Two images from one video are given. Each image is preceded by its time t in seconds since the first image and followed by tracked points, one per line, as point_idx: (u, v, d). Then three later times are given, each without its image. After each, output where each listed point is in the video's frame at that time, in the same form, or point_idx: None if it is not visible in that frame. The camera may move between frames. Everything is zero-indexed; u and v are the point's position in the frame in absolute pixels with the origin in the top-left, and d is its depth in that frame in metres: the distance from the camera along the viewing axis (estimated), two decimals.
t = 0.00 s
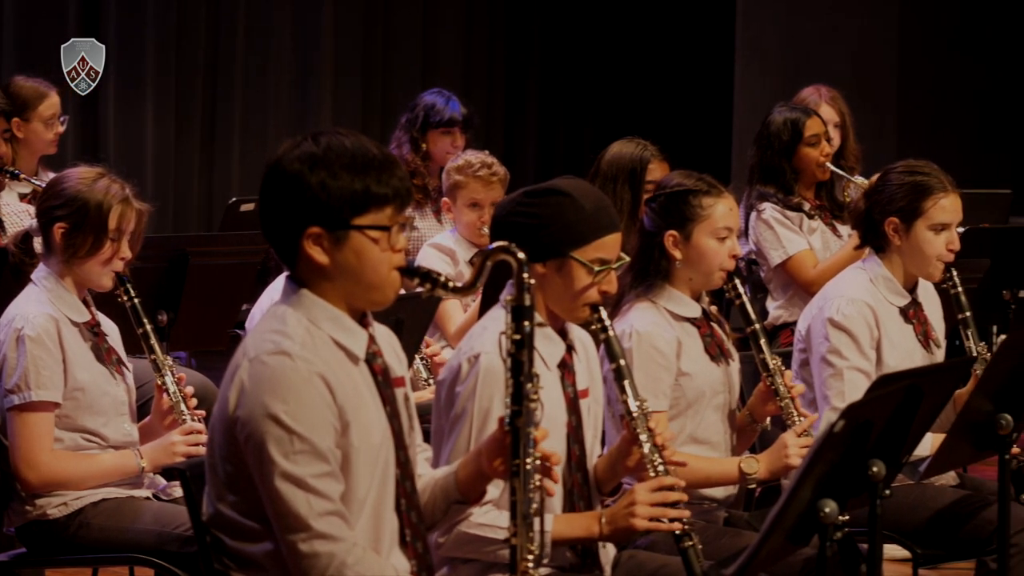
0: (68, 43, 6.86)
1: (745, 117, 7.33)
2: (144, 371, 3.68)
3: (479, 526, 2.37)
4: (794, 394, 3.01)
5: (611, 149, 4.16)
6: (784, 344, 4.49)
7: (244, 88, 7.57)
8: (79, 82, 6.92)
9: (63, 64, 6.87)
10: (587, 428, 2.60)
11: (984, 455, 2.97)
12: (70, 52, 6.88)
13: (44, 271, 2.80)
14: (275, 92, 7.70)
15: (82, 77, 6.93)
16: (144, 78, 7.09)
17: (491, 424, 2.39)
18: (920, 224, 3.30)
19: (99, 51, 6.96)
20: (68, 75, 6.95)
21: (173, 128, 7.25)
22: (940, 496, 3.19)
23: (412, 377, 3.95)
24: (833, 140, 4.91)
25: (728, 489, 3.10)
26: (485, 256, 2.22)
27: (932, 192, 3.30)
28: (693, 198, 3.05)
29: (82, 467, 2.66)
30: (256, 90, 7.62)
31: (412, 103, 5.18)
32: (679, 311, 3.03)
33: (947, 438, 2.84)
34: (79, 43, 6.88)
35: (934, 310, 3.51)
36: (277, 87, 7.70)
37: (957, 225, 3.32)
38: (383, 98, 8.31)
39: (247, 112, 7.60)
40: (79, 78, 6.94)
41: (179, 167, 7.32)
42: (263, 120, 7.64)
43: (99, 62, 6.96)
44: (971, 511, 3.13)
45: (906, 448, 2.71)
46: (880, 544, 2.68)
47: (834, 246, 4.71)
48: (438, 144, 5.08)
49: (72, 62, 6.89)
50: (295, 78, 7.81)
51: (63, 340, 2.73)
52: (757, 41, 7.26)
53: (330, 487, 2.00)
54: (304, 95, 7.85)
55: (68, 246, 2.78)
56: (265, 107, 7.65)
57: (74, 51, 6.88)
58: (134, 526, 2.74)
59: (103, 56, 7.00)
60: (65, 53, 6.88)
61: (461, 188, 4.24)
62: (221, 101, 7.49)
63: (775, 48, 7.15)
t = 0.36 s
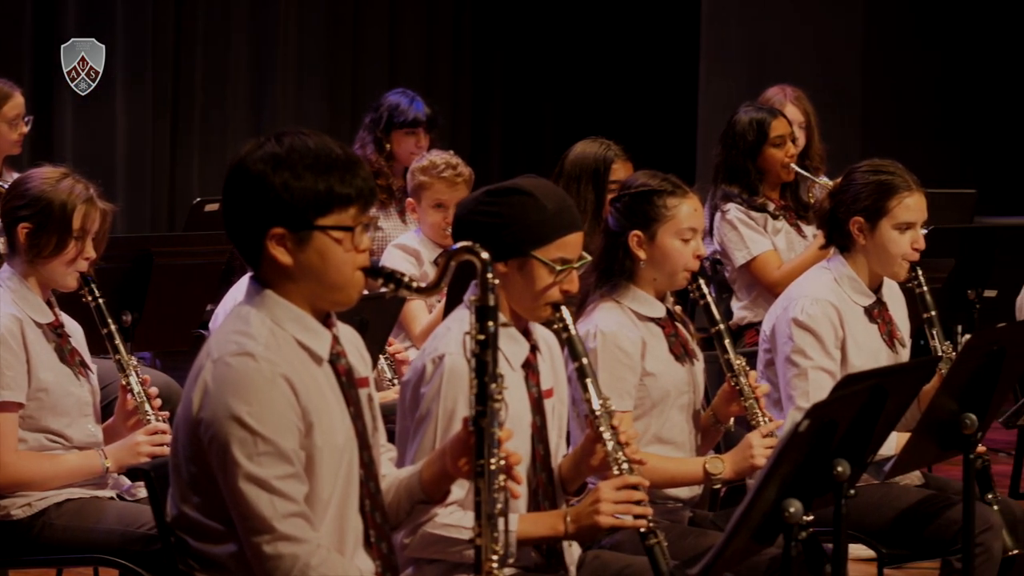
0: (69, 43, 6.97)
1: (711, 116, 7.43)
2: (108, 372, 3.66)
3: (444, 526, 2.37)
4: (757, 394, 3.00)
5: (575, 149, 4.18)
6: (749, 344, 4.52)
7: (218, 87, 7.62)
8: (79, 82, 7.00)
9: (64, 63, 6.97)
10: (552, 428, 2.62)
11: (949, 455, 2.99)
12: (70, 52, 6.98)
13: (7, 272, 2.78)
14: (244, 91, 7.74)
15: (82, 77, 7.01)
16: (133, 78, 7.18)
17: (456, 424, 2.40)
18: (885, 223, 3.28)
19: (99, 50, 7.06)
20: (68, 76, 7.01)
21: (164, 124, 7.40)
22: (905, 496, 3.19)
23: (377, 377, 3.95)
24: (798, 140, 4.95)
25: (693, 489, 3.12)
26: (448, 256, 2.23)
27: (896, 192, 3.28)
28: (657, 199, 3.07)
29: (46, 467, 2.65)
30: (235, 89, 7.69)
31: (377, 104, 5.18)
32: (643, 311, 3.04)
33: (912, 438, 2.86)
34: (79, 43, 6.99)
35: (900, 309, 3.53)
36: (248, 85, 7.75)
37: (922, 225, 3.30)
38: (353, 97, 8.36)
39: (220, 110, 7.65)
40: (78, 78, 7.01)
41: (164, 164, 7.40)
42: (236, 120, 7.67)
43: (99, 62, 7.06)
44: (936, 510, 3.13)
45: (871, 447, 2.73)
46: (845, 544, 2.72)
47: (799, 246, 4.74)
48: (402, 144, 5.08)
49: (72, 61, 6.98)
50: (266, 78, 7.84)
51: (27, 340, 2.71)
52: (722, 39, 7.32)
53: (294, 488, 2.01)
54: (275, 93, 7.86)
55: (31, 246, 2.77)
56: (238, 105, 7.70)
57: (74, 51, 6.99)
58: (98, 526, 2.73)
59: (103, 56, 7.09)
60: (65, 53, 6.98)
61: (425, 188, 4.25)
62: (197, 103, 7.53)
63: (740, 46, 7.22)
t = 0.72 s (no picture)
0: (69, 44, 7.23)
1: (676, 116, 7.56)
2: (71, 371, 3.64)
3: (409, 526, 2.38)
4: (723, 394, 3.02)
5: (538, 149, 4.19)
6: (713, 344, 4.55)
7: (199, 86, 7.72)
8: (79, 81, 7.24)
9: (64, 63, 7.23)
10: (516, 428, 2.63)
11: (913, 455, 3.03)
12: (71, 52, 7.24)
13: None
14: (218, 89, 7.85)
15: (82, 77, 7.27)
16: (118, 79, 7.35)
17: (420, 425, 2.41)
18: (850, 222, 3.30)
19: (100, 50, 7.31)
20: (68, 76, 7.28)
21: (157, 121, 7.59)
22: (869, 496, 3.22)
23: (341, 377, 3.95)
24: (762, 140, 4.98)
25: (657, 489, 3.14)
26: (412, 256, 2.24)
27: (862, 191, 3.30)
28: (621, 198, 3.09)
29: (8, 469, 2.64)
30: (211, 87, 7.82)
31: (342, 104, 5.18)
32: (608, 311, 3.06)
33: (875, 438, 2.89)
34: (79, 43, 7.24)
35: (865, 308, 3.55)
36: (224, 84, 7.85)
37: (887, 224, 3.33)
38: (323, 97, 8.44)
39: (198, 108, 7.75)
40: (79, 78, 7.27)
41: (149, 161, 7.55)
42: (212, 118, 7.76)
43: (98, 62, 7.30)
44: (900, 510, 3.16)
45: (835, 447, 2.75)
46: (810, 543, 2.76)
47: (762, 246, 4.77)
48: (367, 145, 5.07)
49: (72, 62, 7.24)
50: (240, 77, 7.93)
51: None
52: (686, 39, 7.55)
53: (257, 490, 2.01)
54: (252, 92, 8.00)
55: None
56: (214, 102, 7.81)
57: (74, 51, 7.24)
58: (63, 526, 2.73)
59: (103, 57, 7.34)
60: (65, 53, 7.24)
61: (389, 188, 4.25)
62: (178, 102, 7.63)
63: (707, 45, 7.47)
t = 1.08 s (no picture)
0: (70, 45, 7.60)
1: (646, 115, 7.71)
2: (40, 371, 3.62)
3: (379, 526, 2.39)
4: (693, 394, 3.03)
5: (507, 149, 4.19)
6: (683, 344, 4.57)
7: (191, 88, 7.92)
8: (79, 81, 7.64)
9: (65, 64, 7.63)
10: (486, 429, 2.64)
11: (883, 455, 3.06)
12: (71, 53, 7.61)
13: None
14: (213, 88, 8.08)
15: (82, 77, 7.64)
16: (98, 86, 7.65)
17: (391, 424, 2.42)
18: (820, 222, 3.31)
19: (100, 50, 7.62)
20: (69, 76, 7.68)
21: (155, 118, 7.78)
22: (839, 496, 3.24)
23: (310, 377, 3.94)
24: (732, 141, 4.99)
25: (628, 490, 3.14)
26: (382, 256, 2.25)
27: (832, 191, 3.32)
28: (592, 199, 3.10)
29: None
30: (210, 86, 8.01)
31: (312, 104, 5.17)
32: (579, 311, 3.07)
33: (845, 437, 2.91)
34: (79, 44, 7.59)
35: (835, 309, 3.56)
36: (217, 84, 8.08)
37: (857, 223, 3.34)
38: (300, 98, 8.54)
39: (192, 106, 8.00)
40: (79, 78, 7.65)
41: (142, 158, 7.78)
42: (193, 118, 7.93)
43: (99, 63, 7.62)
44: (870, 510, 3.18)
45: (805, 446, 2.76)
46: (778, 544, 2.79)
47: (732, 247, 4.79)
48: (337, 145, 5.07)
49: (72, 62, 7.62)
50: (222, 76, 8.07)
51: None
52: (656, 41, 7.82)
53: (226, 489, 2.01)
54: (246, 93, 8.20)
55: None
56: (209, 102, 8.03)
57: (75, 52, 7.60)
58: (32, 527, 2.71)
59: (103, 56, 7.65)
60: (66, 53, 7.62)
61: (360, 188, 4.24)
62: (166, 103, 7.83)
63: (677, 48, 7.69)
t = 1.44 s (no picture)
0: (69, 44, 7.63)
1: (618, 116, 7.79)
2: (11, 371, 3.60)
3: (350, 526, 2.39)
4: (665, 394, 3.04)
5: (479, 149, 4.21)
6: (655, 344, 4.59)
7: (172, 89, 7.96)
8: (79, 81, 7.65)
9: (64, 63, 7.64)
10: (458, 429, 2.65)
11: (854, 455, 3.08)
12: (71, 52, 7.63)
13: None
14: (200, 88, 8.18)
15: (82, 77, 7.66)
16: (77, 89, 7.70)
17: (362, 424, 2.42)
18: (792, 221, 3.33)
19: (99, 50, 7.68)
20: (68, 76, 7.69)
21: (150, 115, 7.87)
22: (811, 496, 3.27)
23: (281, 377, 3.92)
24: (702, 141, 5.01)
25: (600, 490, 3.15)
26: (352, 256, 2.25)
27: (803, 190, 3.34)
28: (564, 199, 3.12)
29: None
30: (188, 86, 8.07)
31: (283, 104, 5.15)
32: (551, 312, 3.08)
33: (816, 437, 2.93)
34: (79, 43, 7.62)
35: (807, 309, 3.59)
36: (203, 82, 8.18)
37: (829, 222, 3.36)
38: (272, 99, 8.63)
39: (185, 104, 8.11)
40: (79, 78, 7.67)
41: (118, 160, 7.86)
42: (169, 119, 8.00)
43: (97, 61, 7.66)
44: (843, 509, 3.21)
45: (777, 446, 2.78)
46: (750, 543, 2.80)
47: (704, 247, 4.79)
48: (309, 145, 5.06)
49: (72, 62, 7.64)
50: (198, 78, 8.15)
51: None
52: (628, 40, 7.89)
53: (197, 489, 2.01)
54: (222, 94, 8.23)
55: None
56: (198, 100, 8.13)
57: (74, 51, 7.63)
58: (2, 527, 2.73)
59: (103, 56, 7.70)
60: (66, 54, 7.65)
61: (331, 189, 4.23)
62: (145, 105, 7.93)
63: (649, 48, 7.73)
